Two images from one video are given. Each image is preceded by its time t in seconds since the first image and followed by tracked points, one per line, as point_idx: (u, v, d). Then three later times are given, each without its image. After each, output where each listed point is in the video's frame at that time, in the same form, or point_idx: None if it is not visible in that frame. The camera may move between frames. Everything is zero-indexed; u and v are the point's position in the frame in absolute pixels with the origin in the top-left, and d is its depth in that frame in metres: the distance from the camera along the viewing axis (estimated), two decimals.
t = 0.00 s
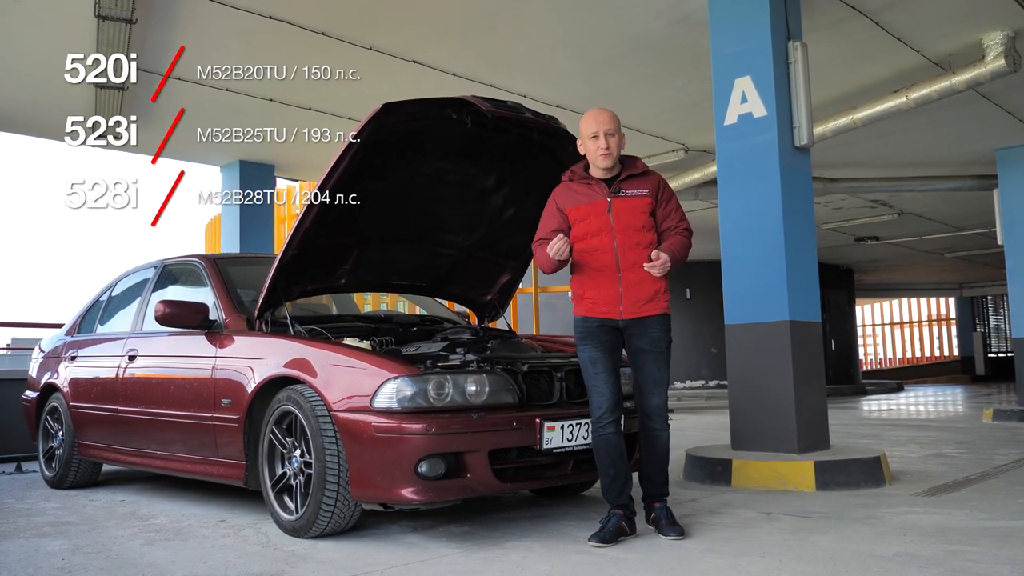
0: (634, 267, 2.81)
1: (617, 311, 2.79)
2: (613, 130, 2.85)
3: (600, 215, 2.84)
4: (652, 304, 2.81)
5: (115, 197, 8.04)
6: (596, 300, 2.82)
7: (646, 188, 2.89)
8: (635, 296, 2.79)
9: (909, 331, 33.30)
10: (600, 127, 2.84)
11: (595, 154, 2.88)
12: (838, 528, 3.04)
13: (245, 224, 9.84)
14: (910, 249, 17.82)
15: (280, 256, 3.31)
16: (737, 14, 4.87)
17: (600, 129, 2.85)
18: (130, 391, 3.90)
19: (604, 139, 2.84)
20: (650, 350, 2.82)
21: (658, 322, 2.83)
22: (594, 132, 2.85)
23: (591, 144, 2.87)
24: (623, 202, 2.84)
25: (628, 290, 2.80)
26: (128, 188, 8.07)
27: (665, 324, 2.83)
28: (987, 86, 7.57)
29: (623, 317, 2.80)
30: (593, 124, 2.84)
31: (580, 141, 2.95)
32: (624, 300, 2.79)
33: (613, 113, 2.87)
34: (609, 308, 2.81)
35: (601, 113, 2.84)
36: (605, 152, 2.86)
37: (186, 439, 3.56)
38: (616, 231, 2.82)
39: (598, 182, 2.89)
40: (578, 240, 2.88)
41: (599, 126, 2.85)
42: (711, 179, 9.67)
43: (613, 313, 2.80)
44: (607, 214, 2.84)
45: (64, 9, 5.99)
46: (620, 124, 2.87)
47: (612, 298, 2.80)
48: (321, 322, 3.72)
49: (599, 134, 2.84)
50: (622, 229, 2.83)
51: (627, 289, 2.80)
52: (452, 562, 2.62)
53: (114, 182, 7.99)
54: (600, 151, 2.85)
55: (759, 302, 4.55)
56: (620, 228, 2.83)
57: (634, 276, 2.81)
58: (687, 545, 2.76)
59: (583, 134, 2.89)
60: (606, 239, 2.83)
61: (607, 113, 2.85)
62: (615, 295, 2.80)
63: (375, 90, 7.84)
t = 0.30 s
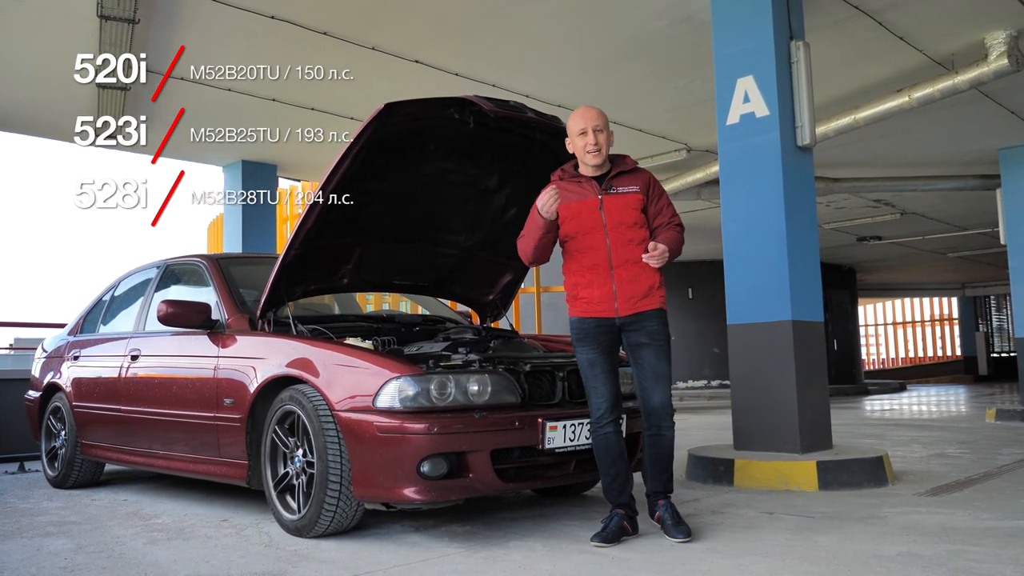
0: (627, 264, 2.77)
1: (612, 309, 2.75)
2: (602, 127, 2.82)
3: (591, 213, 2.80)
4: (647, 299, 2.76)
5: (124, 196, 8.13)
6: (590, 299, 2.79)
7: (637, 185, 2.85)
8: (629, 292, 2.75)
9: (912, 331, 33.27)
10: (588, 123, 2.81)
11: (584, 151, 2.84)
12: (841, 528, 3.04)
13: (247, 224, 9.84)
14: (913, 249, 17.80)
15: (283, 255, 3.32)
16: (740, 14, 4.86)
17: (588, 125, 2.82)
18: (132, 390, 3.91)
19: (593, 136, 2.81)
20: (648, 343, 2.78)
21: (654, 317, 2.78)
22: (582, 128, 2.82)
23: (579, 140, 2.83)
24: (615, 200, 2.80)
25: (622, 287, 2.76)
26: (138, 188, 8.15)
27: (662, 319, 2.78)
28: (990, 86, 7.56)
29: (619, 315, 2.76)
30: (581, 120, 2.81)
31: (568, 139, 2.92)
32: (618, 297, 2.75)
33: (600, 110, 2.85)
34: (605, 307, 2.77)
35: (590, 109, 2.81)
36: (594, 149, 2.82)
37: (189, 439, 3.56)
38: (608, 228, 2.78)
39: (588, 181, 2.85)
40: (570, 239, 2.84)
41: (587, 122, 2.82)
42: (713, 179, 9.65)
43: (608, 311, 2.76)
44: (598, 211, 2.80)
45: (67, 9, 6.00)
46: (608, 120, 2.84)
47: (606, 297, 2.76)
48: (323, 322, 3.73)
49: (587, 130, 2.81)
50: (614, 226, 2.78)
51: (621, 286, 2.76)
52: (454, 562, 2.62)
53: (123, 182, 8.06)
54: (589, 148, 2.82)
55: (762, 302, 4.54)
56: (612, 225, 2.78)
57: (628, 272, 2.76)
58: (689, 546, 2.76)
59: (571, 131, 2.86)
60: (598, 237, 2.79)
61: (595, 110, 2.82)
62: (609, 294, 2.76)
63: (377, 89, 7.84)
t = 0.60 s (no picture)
0: (625, 264, 2.73)
1: (609, 309, 2.73)
2: (602, 126, 2.80)
3: (589, 213, 2.78)
4: (645, 299, 2.71)
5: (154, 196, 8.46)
6: (587, 300, 2.78)
7: (636, 184, 2.80)
8: (626, 293, 2.71)
9: (914, 331, 33.24)
10: (588, 123, 2.78)
11: (583, 151, 2.82)
12: (843, 528, 3.03)
13: (250, 224, 9.85)
14: (915, 249, 17.79)
15: (285, 254, 3.34)
16: (741, 13, 4.86)
17: (588, 125, 2.79)
18: (135, 390, 3.91)
19: (592, 136, 2.79)
20: (646, 339, 2.73)
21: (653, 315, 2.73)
22: (582, 128, 2.79)
23: (578, 140, 2.81)
24: (612, 199, 2.76)
25: (619, 287, 2.72)
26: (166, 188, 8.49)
27: (660, 317, 2.72)
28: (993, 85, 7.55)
29: (616, 315, 2.73)
30: (581, 120, 2.78)
31: (566, 137, 2.90)
32: (615, 297, 2.72)
33: (600, 110, 2.82)
34: (602, 308, 2.75)
35: (589, 108, 2.79)
36: (594, 149, 2.80)
37: (191, 439, 3.56)
38: (605, 228, 2.75)
39: (587, 180, 2.82)
40: (569, 238, 2.82)
41: (587, 122, 2.79)
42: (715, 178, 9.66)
43: (605, 312, 2.74)
44: (595, 211, 2.77)
45: (71, 9, 6.01)
46: (608, 121, 2.82)
47: (603, 297, 2.74)
48: (325, 322, 3.72)
49: (587, 130, 2.79)
50: (611, 225, 2.75)
51: (618, 286, 2.72)
52: (456, 562, 2.61)
53: (152, 182, 8.39)
54: (588, 148, 2.80)
55: (764, 302, 4.54)
56: (609, 225, 2.75)
57: (625, 272, 2.73)
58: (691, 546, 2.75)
59: (570, 130, 2.84)
60: (595, 237, 2.76)
61: (595, 110, 2.80)
62: (606, 294, 2.74)
63: (379, 89, 7.84)
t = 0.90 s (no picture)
0: (626, 262, 2.72)
1: (608, 307, 2.73)
2: (612, 120, 2.79)
3: (593, 209, 2.78)
4: (645, 299, 2.69)
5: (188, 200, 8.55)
6: (588, 297, 2.78)
7: (643, 181, 2.78)
8: (626, 292, 2.70)
9: (916, 330, 33.20)
10: (599, 116, 2.78)
11: (592, 144, 2.82)
12: (845, 528, 3.02)
13: (252, 224, 9.86)
14: (917, 248, 17.76)
15: (286, 253, 3.34)
16: (742, 13, 4.86)
17: (598, 118, 2.78)
18: (136, 389, 3.91)
19: (602, 129, 2.78)
20: (644, 342, 2.70)
21: (654, 316, 2.70)
22: (592, 121, 2.79)
23: (588, 132, 2.81)
24: (617, 195, 2.75)
25: (619, 286, 2.71)
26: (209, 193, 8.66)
27: (659, 317, 2.69)
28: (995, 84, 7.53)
29: (616, 313, 2.72)
30: (591, 112, 2.78)
31: (578, 129, 2.89)
32: (614, 295, 2.71)
33: (613, 103, 2.80)
34: (602, 306, 2.75)
35: (601, 101, 2.77)
36: (603, 142, 2.80)
37: (193, 438, 3.56)
38: (608, 225, 2.74)
39: (595, 175, 2.82)
40: (574, 234, 2.83)
41: (598, 115, 2.78)
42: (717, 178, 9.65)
43: (605, 310, 2.74)
44: (600, 207, 2.77)
45: (73, 9, 6.00)
46: (619, 114, 2.80)
47: (603, 295, 2.74)
48: (326, 322, 3.72)
49: (597, 122, 2.78)
50: (615, 222, 2.74)
51: (618, 284, 2.72)
52: (456, 561, 2.61)
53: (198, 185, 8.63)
54: (598, 141, 2.80)
55: (765, 301, 4.53)
56: (613, 221, 2.74)
57: (626, 271, 2.72)
58: (693, 546, 2.75)
59: (581, 122, 2.84)
60: (598, 233, 2.76)
61: (607, 103, 2.78)
62: (606, 292, 2.74)
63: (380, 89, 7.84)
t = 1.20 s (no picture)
0: (636, 257, 2.71)
1: (616, 302, 2.72)
2: (631, 111, 2.76)
3: (606, 201, 2.77)
4: (653, 296, 2.68)
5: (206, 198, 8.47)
6: (597, 291, 2.77)
7: (659, 174, 2.75)
8: (634, 287, 2.69)
9: (918, 331, 33.18)
10: (618, 106, 2.75)
11: (610, 134, 2.79)
12: (847, 527, 3.01)
13: (253, 224, 9.86)
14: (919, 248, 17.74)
15: (287, 252, 3.34)
16: (743, 12, 4.86)
17: (617, 108, 2.76)
18: (138, 389, 3.91)
19: (620, 119, 2.75)
20: (651, 344, 2.70)
21: (662, 314, 2.69)
22: (611, 110, 2.76)
23: (607, 122, 2.78)
24: (630, 188, 2.75)
25: (628, 281, 2.71)
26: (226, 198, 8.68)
27: (668, 316, 2.69)
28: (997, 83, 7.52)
29: (624, 309, 2.71)
30: (611, 102, 2.75)
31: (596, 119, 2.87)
32: (623, 290, 2.71)
33: (634, 94, 2.78)
34: (609, 300, 2.74)
35: (622, 91, 2.75)
36: (620, 133, 2.77)
37: (194, 437, 3.56)
38: (620, 218, 2.74)
39: (609, 166, 2.81)
40: (587, 225, 2.83)
41: (617, 105, 2.76)
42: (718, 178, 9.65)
43: (612, 304, 2.73)
44: (612, 199, 2.76)
45: (74, 8, 6.00)
46: (639, 106, 2.78)
47: (611, 289, 2.73)
48: (327, 321, 3.71)
49: (616, 113, 2.76)
50: (626, 215, 2.73)
51: (627, 279, 2.71)
52: (457, 560, 2.61)
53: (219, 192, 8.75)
54: (615, 131, 2.77)
55: (767, 301, 4.53)
56: (625, 214, 2.73)
57: (636, 266, 2.71)
58: (694, 545, 2.74)
59: (599, 112, 2.81)
60: (610, 226, 2.76)
61: (628, 93, 2.76)
62: (614, 287, 2.73)
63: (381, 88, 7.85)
